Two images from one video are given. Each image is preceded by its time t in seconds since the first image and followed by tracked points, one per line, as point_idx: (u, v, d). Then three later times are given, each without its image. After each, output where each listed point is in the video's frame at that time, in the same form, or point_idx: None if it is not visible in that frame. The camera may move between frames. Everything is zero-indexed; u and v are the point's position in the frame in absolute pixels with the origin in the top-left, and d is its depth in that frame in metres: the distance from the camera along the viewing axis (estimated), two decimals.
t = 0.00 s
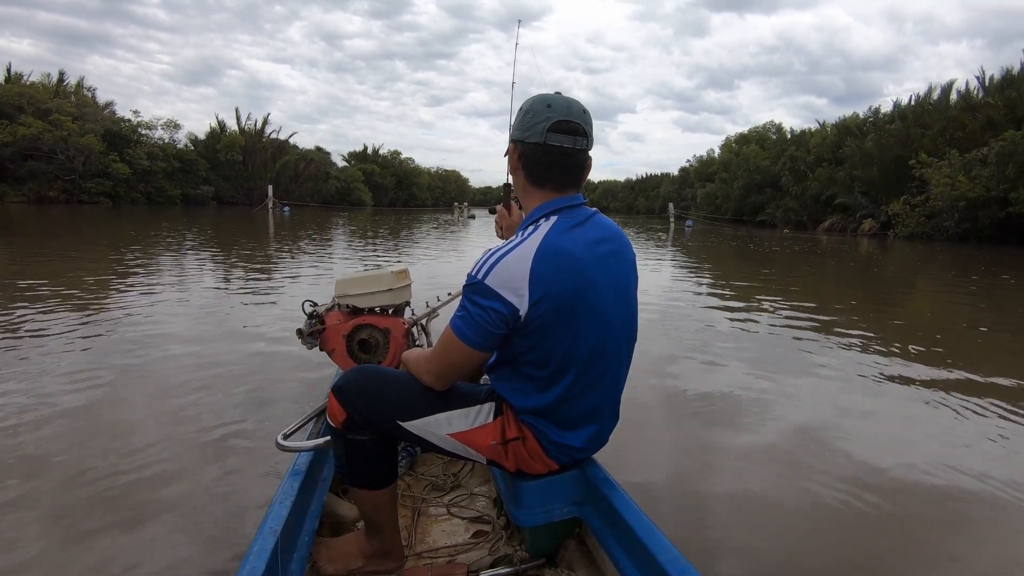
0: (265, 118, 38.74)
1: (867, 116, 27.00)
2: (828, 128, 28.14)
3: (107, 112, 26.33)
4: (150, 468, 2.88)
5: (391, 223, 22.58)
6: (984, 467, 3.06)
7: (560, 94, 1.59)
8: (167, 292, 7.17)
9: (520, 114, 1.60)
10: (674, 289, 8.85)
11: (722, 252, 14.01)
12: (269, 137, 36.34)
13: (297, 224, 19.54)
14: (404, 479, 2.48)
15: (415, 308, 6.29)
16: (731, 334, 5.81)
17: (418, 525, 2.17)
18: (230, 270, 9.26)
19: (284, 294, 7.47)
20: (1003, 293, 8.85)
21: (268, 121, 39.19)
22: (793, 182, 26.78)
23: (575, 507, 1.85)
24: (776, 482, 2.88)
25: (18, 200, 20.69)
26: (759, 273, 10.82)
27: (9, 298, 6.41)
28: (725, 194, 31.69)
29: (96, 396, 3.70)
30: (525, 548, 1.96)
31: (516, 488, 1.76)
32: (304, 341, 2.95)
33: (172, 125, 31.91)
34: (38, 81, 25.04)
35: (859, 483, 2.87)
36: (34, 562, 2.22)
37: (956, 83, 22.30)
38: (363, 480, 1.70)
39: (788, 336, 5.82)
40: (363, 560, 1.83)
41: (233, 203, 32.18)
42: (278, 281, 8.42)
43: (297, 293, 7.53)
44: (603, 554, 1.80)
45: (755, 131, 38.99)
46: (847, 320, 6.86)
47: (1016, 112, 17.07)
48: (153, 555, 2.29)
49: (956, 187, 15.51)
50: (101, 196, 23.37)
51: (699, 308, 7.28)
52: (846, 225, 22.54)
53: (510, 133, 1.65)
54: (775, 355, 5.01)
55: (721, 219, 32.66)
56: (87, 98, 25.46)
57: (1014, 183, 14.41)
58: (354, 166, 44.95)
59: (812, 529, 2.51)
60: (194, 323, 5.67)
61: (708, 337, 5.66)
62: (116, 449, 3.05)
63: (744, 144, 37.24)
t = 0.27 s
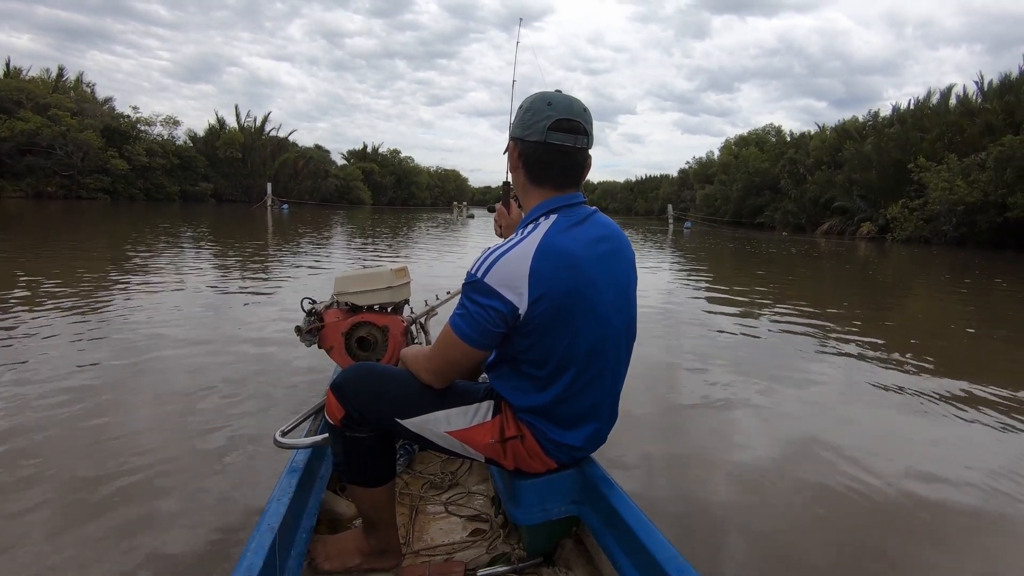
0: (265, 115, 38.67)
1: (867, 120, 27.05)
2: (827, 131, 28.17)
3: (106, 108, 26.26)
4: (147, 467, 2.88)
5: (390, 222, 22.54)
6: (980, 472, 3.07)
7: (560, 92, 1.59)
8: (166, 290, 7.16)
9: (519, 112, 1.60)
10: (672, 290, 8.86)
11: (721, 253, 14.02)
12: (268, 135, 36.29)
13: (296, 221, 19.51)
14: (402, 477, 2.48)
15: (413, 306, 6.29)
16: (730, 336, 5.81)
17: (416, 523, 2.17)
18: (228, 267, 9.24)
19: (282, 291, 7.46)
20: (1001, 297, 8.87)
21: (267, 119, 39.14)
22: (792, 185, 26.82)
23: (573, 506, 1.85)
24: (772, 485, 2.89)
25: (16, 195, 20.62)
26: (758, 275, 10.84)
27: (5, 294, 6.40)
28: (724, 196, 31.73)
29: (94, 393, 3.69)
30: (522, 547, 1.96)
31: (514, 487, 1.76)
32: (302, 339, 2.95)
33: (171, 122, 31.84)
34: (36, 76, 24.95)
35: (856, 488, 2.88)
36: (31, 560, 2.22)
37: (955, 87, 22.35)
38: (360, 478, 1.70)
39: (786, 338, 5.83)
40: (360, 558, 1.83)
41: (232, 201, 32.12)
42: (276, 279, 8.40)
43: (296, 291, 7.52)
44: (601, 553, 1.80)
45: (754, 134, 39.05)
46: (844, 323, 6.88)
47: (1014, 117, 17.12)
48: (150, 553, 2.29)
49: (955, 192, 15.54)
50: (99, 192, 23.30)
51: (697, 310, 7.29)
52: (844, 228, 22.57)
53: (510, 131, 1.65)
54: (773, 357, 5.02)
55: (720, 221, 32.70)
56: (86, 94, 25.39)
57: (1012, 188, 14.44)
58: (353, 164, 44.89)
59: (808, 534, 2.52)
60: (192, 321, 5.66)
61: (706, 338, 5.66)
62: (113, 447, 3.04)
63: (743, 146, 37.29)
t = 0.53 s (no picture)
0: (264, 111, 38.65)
1: (866, 122, 27.09)
2: (827, 133, 28.20)
3: (105, 102, 26.20)
4: (142, 460, 2.87)
5: (389, 220, 22.53)
6: (975, 475, 3.07)
7: (562, 88, 1.58)
8: (163, 285, 7.15)
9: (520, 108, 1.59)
10: (670, 290, 8.87)
11: (719, 254, 14.04)
12: (268, 131, 36.24)
13: (294, 218, 19.48)
14: (399, 474, 2.47)
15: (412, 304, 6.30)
16: (728, 337, 5.82)
17: (413, 520, 2.17)
18: (226, 263, 9.23)
19: (280, 288, 7.45)
20: (998, 300, 8.89)
21: (267, 115, 39.11)
22: (791, 186, 26.86)
23: (570, 503, 1.85)
24: (769, 486, 2.89)
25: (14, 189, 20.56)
26: (756, 276, 10.85)
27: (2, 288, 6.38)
28: (723, 197, 31.76)
29: (90, 387, 3.68)
30: (519, 544, 1.96)
31: (511, 483, 1.76)
32: (300, 334, 2.95)
33: (170, 117, 31.78)
34: (35, 69, 24.87)
35: (852, 489, 2.88)
36: (25, 553, 2.21)
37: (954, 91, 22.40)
38: (357, 474, 1.69)
39: (783, 340, 5.84)
40: (356, 554, 1.82)
41: (231, 196, 32.06)
42: (274, 275, 8.39)
43: (294, 287, 7.51)
44: (598, 550, 1.79)
45: (754, 135, 39.08)
46: (842, 325, 6.89)
47: (1013, 120, 17.17)
48: (145, 547, 2.28)
49: (953, 195, 15.58)
50: (97, 187, 23.25)
51: (695, 310, 7.29)
52: (842, 230, 22.60)
53: (510, 127, 1.64)
54: (770, 359, 5.03)
55: (719, 222, 32.73)
56: (85, 88, 25.33)
57: (1010, 192, 14.47)
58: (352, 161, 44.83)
59: (805, 535, 2.52)
60: (190, 316, 5.65)
61: (704, 339, 5.67)
62: (108, 441, 3.03)
63: (743, 147, 37.32)
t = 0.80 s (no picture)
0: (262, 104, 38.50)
1: (865, 121, 27.11)
2: (825, 132, 28.20)
3: (101, 93, 26.06)
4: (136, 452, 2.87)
5: (386, 214, 22.49)
6: (968, 475, 3.09)
7: (560, 79, 1.58)
8: (159, 277, 7.13)
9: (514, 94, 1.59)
10: (667, 287, 8.89)
11: (717, 252, 14.06)
12: (265, 124, 36.11)
13: (291, 211, 19.44)
14: (394, 466, 2.47)
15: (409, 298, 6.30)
16: (724, 334, 5.84)
17: (408, 511, 2.17)
18: (222, 256, 9.21)
19: (276, 281, 7.44)
20: (994, 301, 8.92)
21: (264, 108, 38.97)
22: (788, 185, 26.89)
23: (566, 495, 1.85)
24: (763, 484, 2.90)
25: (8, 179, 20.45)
26: (753, 274, 10.87)
27: None
28: (721, 194, 31.78)
29: (84, 379, 3.67)
30: (513, 536, 1.96)
31: (506, 475, 1.76)
32: (296, 326, 2.94)
33: (167, 108, 31.63)
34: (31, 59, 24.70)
35: (845, 488, 2.89)
36: (18, 544, 2.21)
37: (953, 91, 22.43)
38: (351, 465, 1.69)
39: (779, 338, 5.86)
40: (351, 544, 1.82)
41: (227, 189, 31.95)
42: (271, 269, 8.38)
43: (290, 281, 7.50)
44: (592, 542, 1.79)
45: (753, 133, 39.08)
46: (837, 323, 6.90)
47: (1011, 121, 17.21)
48: (140, 539, 2.28)
49: (950, 195, 15.62)
50: (93, 178, 23.15)
51: (691, 307, 7.31)
52: (839, 229, 22.64)
53: (507, 117, 1.63)
54: (766, 357, 5.05)
55: (717, 220, 32.76)
56: (81, 78, 25.18)
57: (1007, 192, 14.50)
58: (350, 155, 44.69)
59: (797, 534, 2.53)
60: (185, 308, 5.63)
61: (700, 336, 5.69)
62: (102, 432, 3.03)
63: (741, 145, 37.32)
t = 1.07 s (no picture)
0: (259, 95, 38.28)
1: (864, 117, 27.10)
2: (824, 127, 28.19)
3: (97, 82, 25.87)
4: (133, 444, 2.87)
5: (384, 206, 22.43)
6: (962, 470, 3.11)
7: (570, 71, 1.58)
8: (156, 268, 7.11)
9: (525, 81, 1.58)
10: (664, 282, 8.90)
11: (715, 247, 14.07)
12: (262, 114, 35.92)
13: (288, 202, 19.37)
14: (391, 457, 2.47)
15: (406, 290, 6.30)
16: (721, 330, 5.85)
17: (405, 502, 2.17)
18: (219, 247, 9.19)
19: (273, 273, 7.42)
20: (990, 297, 8.95)
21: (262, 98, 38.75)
22: (786, 180, 26.90)
23: (562, 486, 1.86)
24: (760, 481, 2.91)
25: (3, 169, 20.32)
26: (751, 269, 10.88)
27: None
28: (719, 189, 31.76)
29: (81, 371, 3.67)
30: (510, 526, 1.96)
31: (503, 466, 1.76)
32: (293, 317, 2.93)
33: (163, 98, 31.43)
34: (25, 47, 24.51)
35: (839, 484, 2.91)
36: (15, 534, 2.21)
37: (952, 87, 22.43)
38: (350, 457, 1.69)
39: (775, 332, 5.88)
40: (348, 534, 1.82)
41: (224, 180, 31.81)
42: (268, 260, 8.36)
43: (288, 273, 7.49)
44: (589, 533, 1.80)
45: (752, 128, 39.04)
46: (833, 319, 6.92)
47: (1009, 118, 17.23)
48: (137, 530, 2.29)
49: (947, 192, 15.65)
50: (88, 168, 23.03)
51: (688, 302, 7.32)
52: (836, 225, 22.67)
53: (514, 106, 1.60)
54: (763, 352, 5.06)
55: (715, 214, 32.76)
56: (76, 67, 25.00)
57: (1004, 190, 14.53)
58: (347, 147, 44.52)
59: (792, 530, 2.54)
60: (182, 300, 5.62)
61: (697, 331, 5.71)
62: (99, 425, 3.03)
63: (740, 140, 37.29)
